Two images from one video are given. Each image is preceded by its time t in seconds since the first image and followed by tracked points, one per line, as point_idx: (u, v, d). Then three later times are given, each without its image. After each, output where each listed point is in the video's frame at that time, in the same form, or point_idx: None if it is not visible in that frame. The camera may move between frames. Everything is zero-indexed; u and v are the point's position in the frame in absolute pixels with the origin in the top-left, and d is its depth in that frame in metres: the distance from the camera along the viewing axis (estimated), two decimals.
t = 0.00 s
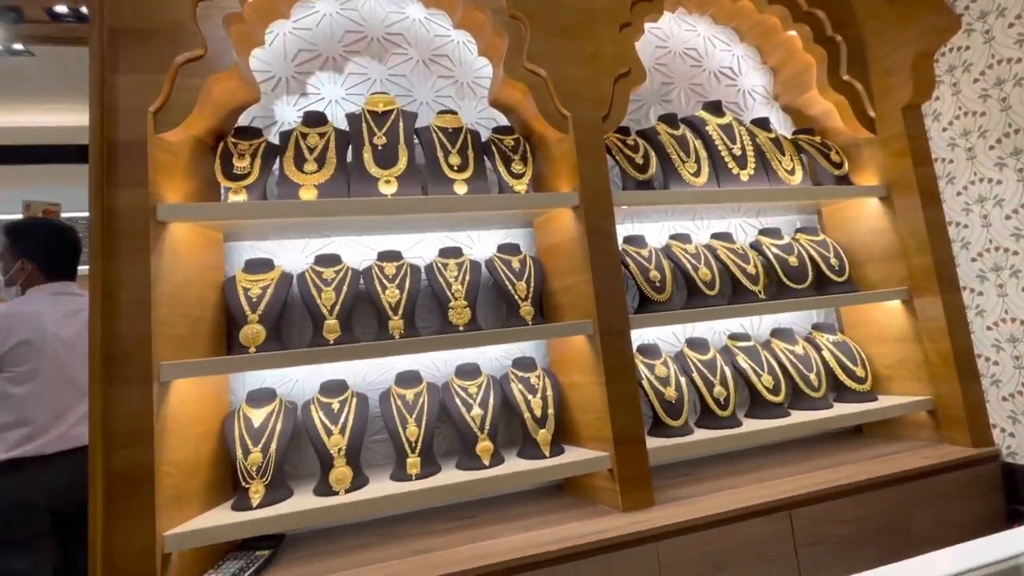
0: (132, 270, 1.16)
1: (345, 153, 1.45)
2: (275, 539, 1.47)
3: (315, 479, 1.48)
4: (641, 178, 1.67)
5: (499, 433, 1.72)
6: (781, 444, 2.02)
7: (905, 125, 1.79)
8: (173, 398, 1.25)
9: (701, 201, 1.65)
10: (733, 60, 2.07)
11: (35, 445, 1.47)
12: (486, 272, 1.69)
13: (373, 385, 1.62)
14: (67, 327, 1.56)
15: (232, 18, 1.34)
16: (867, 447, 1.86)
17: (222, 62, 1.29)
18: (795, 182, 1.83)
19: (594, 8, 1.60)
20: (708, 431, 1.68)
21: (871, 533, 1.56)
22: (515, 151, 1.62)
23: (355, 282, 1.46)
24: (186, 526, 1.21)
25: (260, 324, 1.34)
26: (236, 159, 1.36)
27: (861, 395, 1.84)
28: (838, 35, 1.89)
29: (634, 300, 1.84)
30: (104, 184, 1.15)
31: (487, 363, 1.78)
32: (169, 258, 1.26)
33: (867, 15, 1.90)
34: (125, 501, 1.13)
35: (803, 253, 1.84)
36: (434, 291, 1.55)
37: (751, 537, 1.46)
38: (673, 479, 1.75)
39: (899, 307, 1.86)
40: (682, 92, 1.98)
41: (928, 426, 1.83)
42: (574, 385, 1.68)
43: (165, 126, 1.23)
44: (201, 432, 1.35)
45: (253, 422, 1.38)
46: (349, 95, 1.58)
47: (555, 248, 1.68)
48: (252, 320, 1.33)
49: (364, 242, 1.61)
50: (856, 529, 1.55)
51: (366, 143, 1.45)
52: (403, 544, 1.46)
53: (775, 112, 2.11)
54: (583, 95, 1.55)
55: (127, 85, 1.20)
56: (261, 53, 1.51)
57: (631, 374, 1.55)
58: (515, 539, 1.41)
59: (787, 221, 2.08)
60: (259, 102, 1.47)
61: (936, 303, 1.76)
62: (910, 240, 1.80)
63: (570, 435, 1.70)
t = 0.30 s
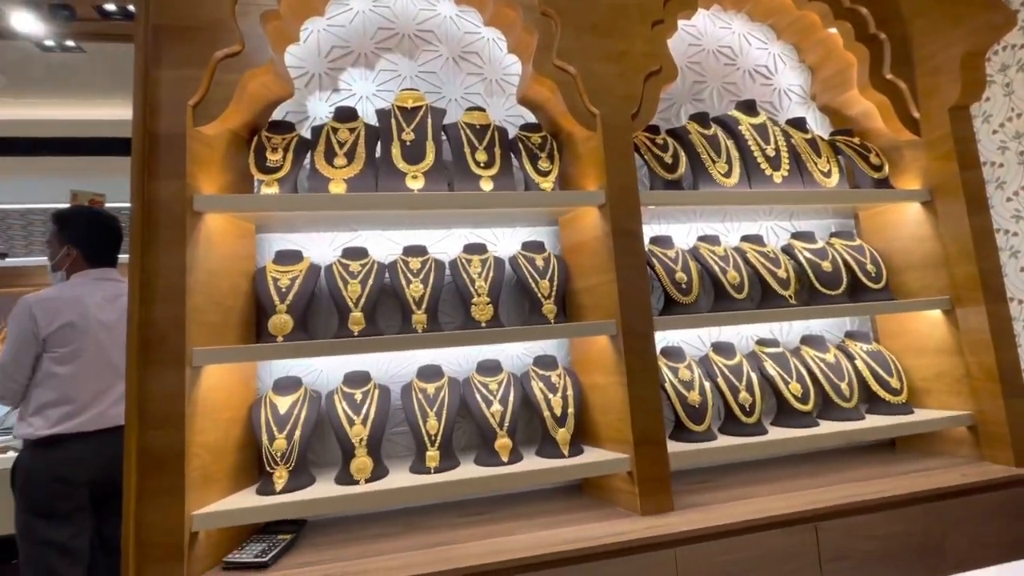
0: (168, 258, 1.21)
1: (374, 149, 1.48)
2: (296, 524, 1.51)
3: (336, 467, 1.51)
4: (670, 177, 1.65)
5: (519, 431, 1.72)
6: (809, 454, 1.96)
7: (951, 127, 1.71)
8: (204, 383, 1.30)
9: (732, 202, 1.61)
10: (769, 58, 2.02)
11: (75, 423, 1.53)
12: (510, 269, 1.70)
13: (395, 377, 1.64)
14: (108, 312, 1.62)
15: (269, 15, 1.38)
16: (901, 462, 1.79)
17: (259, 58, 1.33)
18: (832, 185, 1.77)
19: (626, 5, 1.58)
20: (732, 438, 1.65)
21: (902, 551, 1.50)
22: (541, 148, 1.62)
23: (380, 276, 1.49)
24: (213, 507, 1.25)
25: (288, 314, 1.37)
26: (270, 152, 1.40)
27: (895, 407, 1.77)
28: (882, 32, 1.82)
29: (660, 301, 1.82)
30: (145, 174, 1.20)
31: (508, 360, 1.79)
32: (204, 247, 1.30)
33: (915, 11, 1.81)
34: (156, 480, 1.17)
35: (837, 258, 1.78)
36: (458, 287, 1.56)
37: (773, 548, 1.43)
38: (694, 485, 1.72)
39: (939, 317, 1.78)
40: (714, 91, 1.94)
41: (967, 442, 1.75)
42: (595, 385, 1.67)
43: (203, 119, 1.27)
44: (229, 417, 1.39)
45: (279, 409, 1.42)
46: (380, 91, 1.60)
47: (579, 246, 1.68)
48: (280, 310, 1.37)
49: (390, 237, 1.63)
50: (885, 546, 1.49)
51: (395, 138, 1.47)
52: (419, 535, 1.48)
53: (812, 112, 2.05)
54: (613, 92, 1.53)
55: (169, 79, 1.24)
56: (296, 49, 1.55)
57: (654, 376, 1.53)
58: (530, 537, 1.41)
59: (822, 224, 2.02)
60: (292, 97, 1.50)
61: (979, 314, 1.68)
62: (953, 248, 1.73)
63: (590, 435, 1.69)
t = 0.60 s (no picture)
0: (217, 256, 1.26)
1: (411, 150, 1.50)
2: (330, 515, 1.54)
3: (370, 462, 1.54)
4: (709, 178, 1.61)
5: (549, 432, 1.72)
6: (853, 468, 1.88)
7: (1016, 125, 1.61)
8: (248, 376, 1.35)
9: (774, 204, 1.56)
10: (816, 55, 1.95)
11: (131, 413, 1.28)
12: (543, 270, 1.70)
13: (428, 375, 1.67)
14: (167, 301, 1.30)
15: (314, 21, 1.42)
16: (955, 479, 1.69)
17: (303, 63, 1.37)
18: (882, 186, 1.69)
19: (665, 4, 1.56)
20: (770, 447, 1.60)
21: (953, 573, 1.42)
22: (577, 149, 1.61)
23: (415, 275, 1.51)
24: (254, 495, 1.30)
25: (326, 311, 1.41)
26: (311, 154, 1.45)
27: (949, 422, 1.68)
28: (940, 25, 1.73)
29: (696, 305, 1.78)
30: (197, 176, 1.26)
31: (540, 361, 1.79)
32: (249, 245, 1.35)
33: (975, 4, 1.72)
34: (202, 468, 1.23)
35: (887, 263, 1.70)
36: (491, 288, 1.57)
37: (812, 563, 1.37)
38: (730, 494, 1.68)
39: (1000, 326, 1.68)
40: (756, 89, 1.88)
41: None
42: (628, 389, 1.65)
43: (251, 122, 1.32)
44: (271, 409, 1.44)
45: (316, 403, 1.47)
46: (418, 93, 1.63)
47: (614, 248, 1.66)
48: (319, 307, 1.41)
49: (425, 237, 1.65)
50: (935, 567, 1.41)
51: (431, 140, 1.49)
52: (449, 532, 1.49)
53: (862, 110, 1.96)
54: (651, 92, 1.51)
55: (220, 84, 1.29)
56: (337, 54, 1.60)
57: (689, 382, 1.50)
58: (559, 539, 1.40)
59: (871, 228, 1.93)
60: (334, 100, 1.54)
61: None
62: (1017, 254, 1.62)
63: (622, 440, 1.67)
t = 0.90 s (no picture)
0: (276, 258, 1.34)
1: (458, 153, 1.53)
2: (380, 507, 1.58)
3: (418, 457, 1.59)
4: (762, 175, 1.56)
5: (594, 434, 1.71)
6: (923, 482, 1.76)
7: None
8: (305, 372, 1.41)
9: (834, 201, 1.49)
10: (881, 41, 1.83)
11: (201, 404, 1.35)
12: (588, 271, 1.69)
13: (474, 373, 1.70)
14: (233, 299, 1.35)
15: (364, 31, 1.46)
16: None
17: (356, 72, 1.43)
18: (957, 180, 1.57)
19: None
20: (830, 457, 1.52)
21: None
22: (622, 148, 1.60)
23: (461, 276, 1.54)
24: (310, 485, 1.37)
25: (377, 310, 1.46)
26: (363, 159, 1.50)
27: None
28: None
29: (748, 307, 1.72)
30: (259, 182, 1.34)
31: (584, 362, 1.78)
32: (306, 248, 1.41)
33: None
34: (264, 457, 1.31)
35: (962, 263, 1.58)
36: (536, 289, 1.58)
37: None
38: (785, 505, 1.61)
39: None
40: (814, 81, 1.80)
41: None
42: (676, 392, 1.61)
43: (308, 130, 1.38)
44: (326, 403, 1.51)
45: (367, 399, 1.53)
46: (464, 97, 1.66)
47: (663, 249, 1.62)
48: (370, 307, 1.46)
49: (471, 238, 1.68)
50: None
51: (477, 143, 1.51)
52: (494, 529, 1.51)
53: (933, 99, 1.83)
54: (701, 88, 1.47)
55: (279, 96, 1.37)
56: (387, 62, 1.65)
57: (742, 387, 1.45)
58: (604, 542, 1.39)
59: (945, 225, 1.80)
60: (383, 107, 1.59)
61: None
62: None
63: (670, 444, 1.64)
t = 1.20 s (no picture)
0: (336, 259, 1.40)
1: (507, 153, 1.55)
2: (436, 501, 1.62)
3: (471, 453, 1.62)
4: (828, 165, 1.47)
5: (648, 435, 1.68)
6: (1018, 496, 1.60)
7: None
8: (364, 368, 1.47)
9: (910, 189, 1.38)
10: (965, 14, 1.68)
11: (268, 397, 1.44)
12: (640, 268, 1.66)
13: (525, 371, 1.70)
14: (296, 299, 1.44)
15: (416, 38, 1.49)
16: None
17: (408, 78, 1.47)
18: None
19: None
20: (907, 465, 1.42)
21: None
22: (675, 142, 1.55)
23: (511, 274, 1.56)
24: (369, 477, 1.42)
25: (430, 308, 1.50)
26: (416, 162, 1.54)
27: None
28: None
29: (813, 304, 1.64)
30: (320, 187, 1.40)
31: (637, 361, 1.75)
32: (363, 249, 1.46)
33: None
34: (326, 448, 1.38)
35: None
36: (587, 287, 1.57)
37: None
38: (857, 515, 1.51)
39: None
40: (887, 62, 1.68)
41: None
42: (735, 393, 1.55)
43: (364, 136, 1.44)
44: (384, 398, 1.56)
45: (422, 395, 1.57)
46: (513, 97, 1.67)
47: (720, 245, 1.57)
48: (423, 306, 1.50)
49: (521, 237, 1.69)
50: None
51: (527, 142, 1.52)
52: (546, 527, 1.52)
53: None
54: (759, 76, 1.40)
55: (337, 104, 1.43)
56: (438, 66, 1.69)
57: (808, 389, 1.37)
58: (659, 544, 1.36)
59: None
60: (434, 110, 1.63)
61: None
62: None
63: (728, 447, 1.58)
